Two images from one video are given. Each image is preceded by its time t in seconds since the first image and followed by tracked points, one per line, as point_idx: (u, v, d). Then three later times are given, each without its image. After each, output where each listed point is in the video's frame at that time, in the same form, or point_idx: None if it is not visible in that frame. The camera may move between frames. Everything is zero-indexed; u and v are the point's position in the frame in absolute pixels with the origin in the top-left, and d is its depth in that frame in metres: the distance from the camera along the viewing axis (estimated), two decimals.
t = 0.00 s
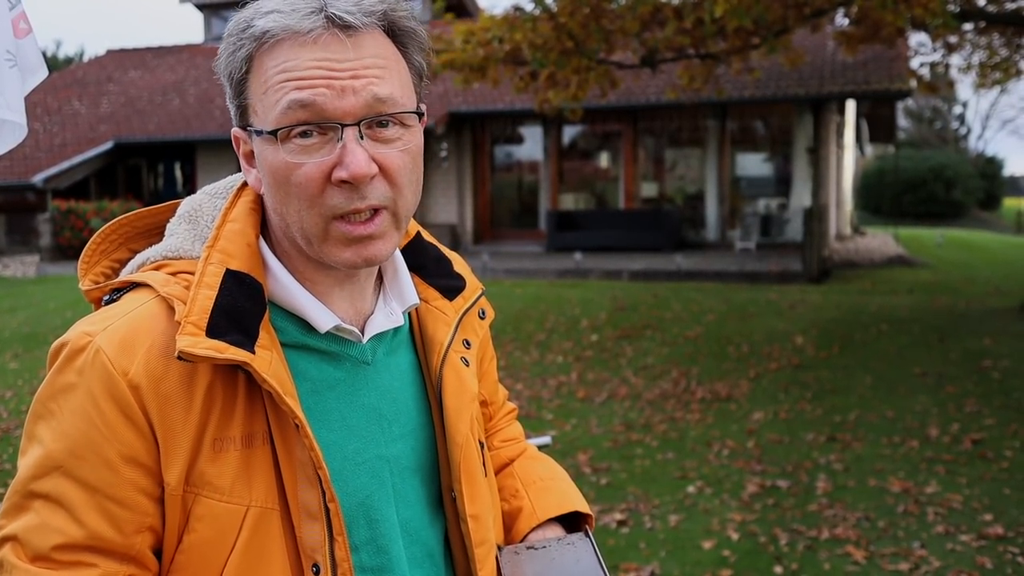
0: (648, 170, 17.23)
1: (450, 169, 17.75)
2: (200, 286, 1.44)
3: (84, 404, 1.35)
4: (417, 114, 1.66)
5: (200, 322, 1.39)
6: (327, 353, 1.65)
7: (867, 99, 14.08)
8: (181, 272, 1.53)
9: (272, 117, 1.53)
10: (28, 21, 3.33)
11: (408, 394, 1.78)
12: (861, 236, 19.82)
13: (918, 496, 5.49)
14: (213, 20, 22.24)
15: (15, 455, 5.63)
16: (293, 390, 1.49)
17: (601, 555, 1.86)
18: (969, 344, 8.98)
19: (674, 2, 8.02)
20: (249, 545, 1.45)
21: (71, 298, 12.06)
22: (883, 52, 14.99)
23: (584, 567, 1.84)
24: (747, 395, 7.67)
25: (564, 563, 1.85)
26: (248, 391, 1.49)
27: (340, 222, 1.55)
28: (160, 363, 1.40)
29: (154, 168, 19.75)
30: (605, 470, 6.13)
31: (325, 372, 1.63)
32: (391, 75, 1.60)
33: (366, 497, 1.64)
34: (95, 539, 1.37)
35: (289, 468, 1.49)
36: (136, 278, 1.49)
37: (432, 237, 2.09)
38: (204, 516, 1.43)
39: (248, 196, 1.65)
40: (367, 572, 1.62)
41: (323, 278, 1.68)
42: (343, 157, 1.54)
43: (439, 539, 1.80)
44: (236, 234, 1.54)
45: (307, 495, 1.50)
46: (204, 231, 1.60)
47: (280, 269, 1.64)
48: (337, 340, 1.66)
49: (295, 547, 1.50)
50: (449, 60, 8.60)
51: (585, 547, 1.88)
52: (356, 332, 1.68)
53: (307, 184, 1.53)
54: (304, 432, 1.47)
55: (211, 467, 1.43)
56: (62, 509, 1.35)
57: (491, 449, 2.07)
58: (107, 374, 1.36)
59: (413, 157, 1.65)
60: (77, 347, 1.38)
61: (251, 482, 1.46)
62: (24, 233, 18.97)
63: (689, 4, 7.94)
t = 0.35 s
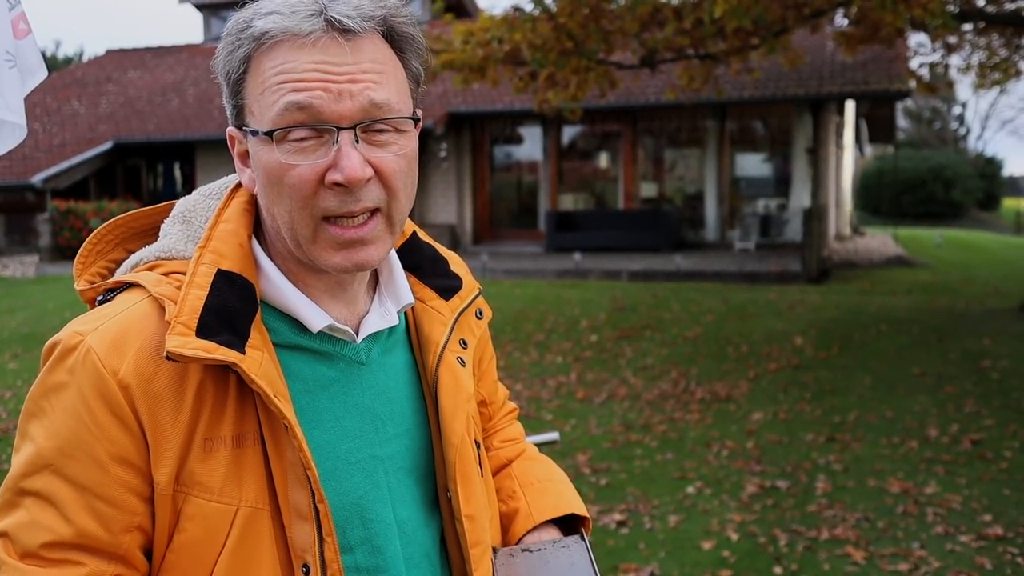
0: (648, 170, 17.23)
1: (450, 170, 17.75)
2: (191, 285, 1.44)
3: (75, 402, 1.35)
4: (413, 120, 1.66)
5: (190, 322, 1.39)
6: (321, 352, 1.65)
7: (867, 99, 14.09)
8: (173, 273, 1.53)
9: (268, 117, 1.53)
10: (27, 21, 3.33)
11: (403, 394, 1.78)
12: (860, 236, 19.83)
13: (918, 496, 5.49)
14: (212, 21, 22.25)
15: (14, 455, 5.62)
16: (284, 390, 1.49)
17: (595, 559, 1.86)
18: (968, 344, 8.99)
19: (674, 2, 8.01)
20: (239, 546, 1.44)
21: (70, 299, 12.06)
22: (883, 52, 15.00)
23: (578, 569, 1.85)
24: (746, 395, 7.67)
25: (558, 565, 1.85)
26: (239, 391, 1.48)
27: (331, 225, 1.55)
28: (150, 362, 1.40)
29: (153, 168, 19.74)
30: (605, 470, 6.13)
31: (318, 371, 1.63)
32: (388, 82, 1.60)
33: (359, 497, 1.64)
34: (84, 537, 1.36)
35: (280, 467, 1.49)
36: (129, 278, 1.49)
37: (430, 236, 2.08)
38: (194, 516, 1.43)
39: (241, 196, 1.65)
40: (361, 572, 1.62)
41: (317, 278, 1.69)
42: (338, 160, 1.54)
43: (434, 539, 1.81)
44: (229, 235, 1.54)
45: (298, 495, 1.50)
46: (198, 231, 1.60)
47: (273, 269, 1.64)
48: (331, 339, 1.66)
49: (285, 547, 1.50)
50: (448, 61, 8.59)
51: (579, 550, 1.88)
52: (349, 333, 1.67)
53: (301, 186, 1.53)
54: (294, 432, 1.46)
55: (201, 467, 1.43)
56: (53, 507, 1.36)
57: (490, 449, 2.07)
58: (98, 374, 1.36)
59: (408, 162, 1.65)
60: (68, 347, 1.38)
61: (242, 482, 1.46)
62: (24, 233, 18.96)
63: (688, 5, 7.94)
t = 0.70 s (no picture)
0: (647, 171, 17.23)
1: (449, 170, 17.76)
2: (189, 284, 1.44)
3: (72, 399, 1.36)
4: (415, 124, 1.66)
5: (188, 321, 1.39)
6: (319, 350, 1.65)
7: (866, 100, 14.10)
8: (171, 272, 1.52)
9: (271, 117, 1.53)
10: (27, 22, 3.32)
11: (403, 393, 1.78)
12: (859, 237, 19.84)
13: (917, 497, 5.49)
14: (212, 21, 22.29)
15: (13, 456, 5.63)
16: (282, 389, 1.49)
17: (594, 557, 1.86)
18: (967, 345, 8.99)
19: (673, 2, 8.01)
20: (235, 544, 1.44)
21: (70, 299, 12.07)
22: (882, 52, 15.00)
23: (577, 566, 1.85)
24: (746, 395, 7.68)
25: (557, 563, 1.85)
26: (237, 390, 1.48)
27: (328, 227, 1.55)
28: (148, 361, 1.40)
29: (153, 168, 19.75)
30: (605, 470, 6.14)
31: (317, 369, 1.63)
32: (392, 85, 1.61)
33: (357, 495, 1.64)
34: (76, 533, 1.36)
35: (278, 467, 1.49)
36: (127, 278, 1.49)
37: (428, 236, 2.09)
38: (190, 514, 1.43)
39: (240, 195, 1.65)
40: (360, 571, 1.62)
41: (315, 279, 1.69)
42: (338, 162, 1.54)
43: (432, 538, 1.81)
44: (227, 234, 1.54)
45: (297, 494, 1.50)
46: (196, 231, 1.60)
47: (273, 269, 1.64)
48: (329, 337, 1.66)
49: (284, 546, 1.50)
50: (448, 61, 8.58)
51: (578, 547, 1.88)
52: (348, 330, 1.67)
53: (301, 187, 1.53)
54: (292, 430, 1.46)
55: (198, 466, 1.43)
56: (46, 502, 1.36)
57: (488, 447, 2.07)
58: (94, 372, 1.36)
59: (409, 167, 1.65)
60: (66, 343, 1.38)
61: (239, 480, 1.46)
62: (23, 233, 18.96)
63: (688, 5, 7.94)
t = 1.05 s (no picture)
0: (646, 171, 17.23)
1: (448, 170, 17.76)
2: (191, 283, 1.44)
3: (73, 399, 1.35)
4: (407, 138, 1.64)
5: (190, 319, 1.39)
6: (319, 350, 1.64)
7: (865, 100, 14.11)
8: (172, 271, 1.52)
9: (261, 128, 1.52)
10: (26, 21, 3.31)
11: (403, 392, 1.78)
12: (857, 237, 19.85)
13: (916, 497, 5.49)
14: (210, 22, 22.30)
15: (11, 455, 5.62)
16: (284, 387, 1.49)
17: (593, 558, 1.85)
18: (966, 345, 8.99)
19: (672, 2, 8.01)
20: (240, 541, 1.44)
21: (68, 299, 12.07)
22: (881, 52, 15.01)
23: (576, 568, 1.84)
24: (744, 395, 7.68)
25: (555, 564, 1.85)
26: (239, 389, 1.48)
27: (318, 238, 1.56)
28: (150, 360, 1.40)
29: (151, 169, 19.73)
30: (603, 471, 6.13)
31: (317, 369, 1.63)
32: (384, 98, 1.58)
33: (359, 494, 1.64)
34: (82, 536, 1.36)
35: (281, 465, 1.49)
36: (128, 276, 1.49)
37: (427, 237, 2.09)
38: (195, 514, 1.42)
39: (239, 195, 1.64)
40: (361, 570, 1.62)
41: (312, 281, 1.69)
42: (327, 177, 1.54)
43: (432, 538, 1.81)
44: (228, 233, 1.54)
45: (299, 492, 1.50)
46: (196, 230, 1.60)
47: (271, 267, 1.64)
48: (330, 337, 1.66)
49: (286, 544, 1.50)
50: (448, 61, 8.57)
51: (577, 549, 1.88)
52: (349, 330, 1.67)
53: (288, 199, 1.54)
54: (295, 429, 1.46)
55: (202, 464, 1.43)
56: (51, 505, 1.35)
57: (486, 448, 2.07)
58: (96, 370, 1.36)
59: (401, 179, 1.64)
60: (67, 345, 1.38)
61: (243, 478, 1.46)
62: (21, 233, 18.95)
63: (687, 5, 7.94)
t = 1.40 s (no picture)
0: (646, 172, 17.24)
1: (448, 171, 17.77)
2: (190, 284, 1.43)
3: (74, 400, 1.35)
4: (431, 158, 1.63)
5: (190, 321, 1.39)
6: (319, 351, 1.64)
7: (865, 101, 14.12)
8: (173, 271, 1.52)
9: (289, 151, 1.49)
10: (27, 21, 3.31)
11: (403, 392, 1.78)
12: (857, 237, 19.86)
13: (916, 497, 5.50)
14: (211, 22, 22.37)
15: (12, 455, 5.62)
16: (283, 389, 1.49)
17: (595, 559, 1.85)
18: (966, 345, 9.00)
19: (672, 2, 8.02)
20: (240, 543, 1.44)
21: (69, 299, 12.08)
22: (881, 53, 15.01)
23: (577, 568, 1.84)
24: (744, 395, 7.69)
25: (556, 565, 1.85)
26: (239, 392, 1.48)
27: (342, 256, 1.56)
28: (150, 361, 1.40)
29: (151, 169, 19.73)
30: (603, 471, 6.13)
31: (317, 370, 1.63)
32: (414, 122, 1.56)
33: (359, 495, 1.64)
34: (82, 537, 1.36)
35: (280, 467, 1.49)
36: (128, 276, 1.49)
37: (428, 237, 2.08)
38: (194, 515, 1.42)
39: (241, 196, 1.64)
40: (361, 571, 1.61)
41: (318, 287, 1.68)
42: (357, 202, 1.53)
43: (433, 538, 1.81)
44: (229, 233, 1.53)
45: (299, 494, 1.49)
46: (197, 230, 1.59)
47: (275, 272, 1.63)
48: (331, 338, 1.65)
49: (285, 545, 1.50)
50: (448, 61, 8.56)
51: (579, 548, 1.88)
52: (349, 331, 1.67)
53: (316, 221, 1.52)
54: (295, 431, 1.46)
55: (201, 466, 1.43)
56: (51, 506, 1.35)
57: (488, 447, 2.06)
58: (96, 371, 1.36)
59: (422, 196, 1.64)
60: (67, 345, 1.38)
61: (242, 479, 1.46)
62: (21, 233, 18.95)
63: (688, 6, 7.95)
